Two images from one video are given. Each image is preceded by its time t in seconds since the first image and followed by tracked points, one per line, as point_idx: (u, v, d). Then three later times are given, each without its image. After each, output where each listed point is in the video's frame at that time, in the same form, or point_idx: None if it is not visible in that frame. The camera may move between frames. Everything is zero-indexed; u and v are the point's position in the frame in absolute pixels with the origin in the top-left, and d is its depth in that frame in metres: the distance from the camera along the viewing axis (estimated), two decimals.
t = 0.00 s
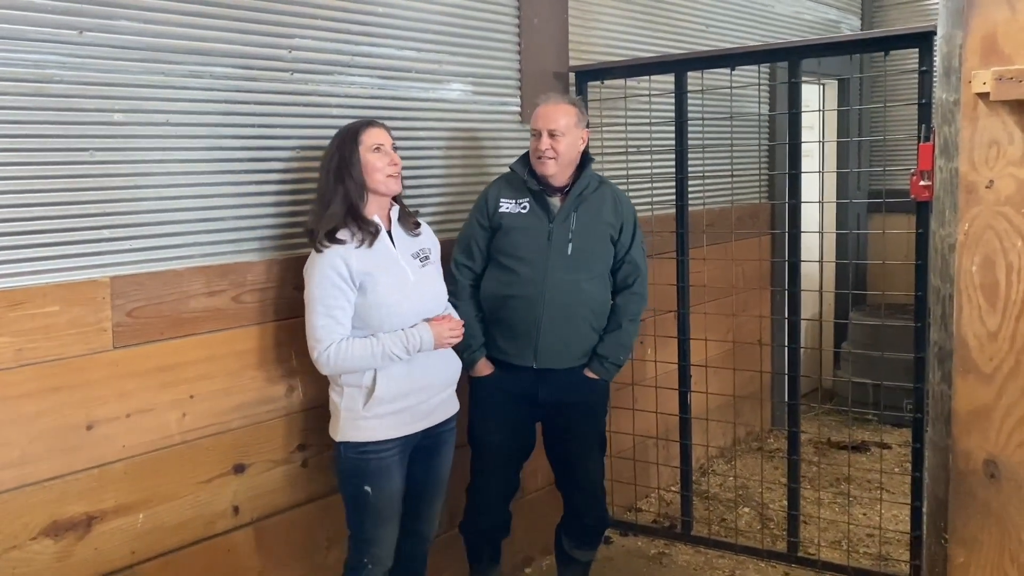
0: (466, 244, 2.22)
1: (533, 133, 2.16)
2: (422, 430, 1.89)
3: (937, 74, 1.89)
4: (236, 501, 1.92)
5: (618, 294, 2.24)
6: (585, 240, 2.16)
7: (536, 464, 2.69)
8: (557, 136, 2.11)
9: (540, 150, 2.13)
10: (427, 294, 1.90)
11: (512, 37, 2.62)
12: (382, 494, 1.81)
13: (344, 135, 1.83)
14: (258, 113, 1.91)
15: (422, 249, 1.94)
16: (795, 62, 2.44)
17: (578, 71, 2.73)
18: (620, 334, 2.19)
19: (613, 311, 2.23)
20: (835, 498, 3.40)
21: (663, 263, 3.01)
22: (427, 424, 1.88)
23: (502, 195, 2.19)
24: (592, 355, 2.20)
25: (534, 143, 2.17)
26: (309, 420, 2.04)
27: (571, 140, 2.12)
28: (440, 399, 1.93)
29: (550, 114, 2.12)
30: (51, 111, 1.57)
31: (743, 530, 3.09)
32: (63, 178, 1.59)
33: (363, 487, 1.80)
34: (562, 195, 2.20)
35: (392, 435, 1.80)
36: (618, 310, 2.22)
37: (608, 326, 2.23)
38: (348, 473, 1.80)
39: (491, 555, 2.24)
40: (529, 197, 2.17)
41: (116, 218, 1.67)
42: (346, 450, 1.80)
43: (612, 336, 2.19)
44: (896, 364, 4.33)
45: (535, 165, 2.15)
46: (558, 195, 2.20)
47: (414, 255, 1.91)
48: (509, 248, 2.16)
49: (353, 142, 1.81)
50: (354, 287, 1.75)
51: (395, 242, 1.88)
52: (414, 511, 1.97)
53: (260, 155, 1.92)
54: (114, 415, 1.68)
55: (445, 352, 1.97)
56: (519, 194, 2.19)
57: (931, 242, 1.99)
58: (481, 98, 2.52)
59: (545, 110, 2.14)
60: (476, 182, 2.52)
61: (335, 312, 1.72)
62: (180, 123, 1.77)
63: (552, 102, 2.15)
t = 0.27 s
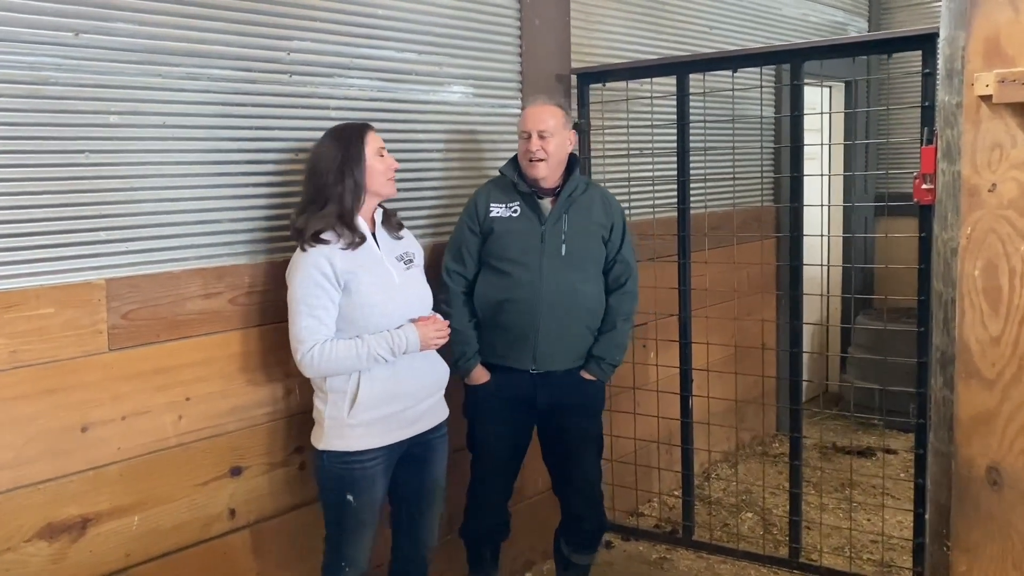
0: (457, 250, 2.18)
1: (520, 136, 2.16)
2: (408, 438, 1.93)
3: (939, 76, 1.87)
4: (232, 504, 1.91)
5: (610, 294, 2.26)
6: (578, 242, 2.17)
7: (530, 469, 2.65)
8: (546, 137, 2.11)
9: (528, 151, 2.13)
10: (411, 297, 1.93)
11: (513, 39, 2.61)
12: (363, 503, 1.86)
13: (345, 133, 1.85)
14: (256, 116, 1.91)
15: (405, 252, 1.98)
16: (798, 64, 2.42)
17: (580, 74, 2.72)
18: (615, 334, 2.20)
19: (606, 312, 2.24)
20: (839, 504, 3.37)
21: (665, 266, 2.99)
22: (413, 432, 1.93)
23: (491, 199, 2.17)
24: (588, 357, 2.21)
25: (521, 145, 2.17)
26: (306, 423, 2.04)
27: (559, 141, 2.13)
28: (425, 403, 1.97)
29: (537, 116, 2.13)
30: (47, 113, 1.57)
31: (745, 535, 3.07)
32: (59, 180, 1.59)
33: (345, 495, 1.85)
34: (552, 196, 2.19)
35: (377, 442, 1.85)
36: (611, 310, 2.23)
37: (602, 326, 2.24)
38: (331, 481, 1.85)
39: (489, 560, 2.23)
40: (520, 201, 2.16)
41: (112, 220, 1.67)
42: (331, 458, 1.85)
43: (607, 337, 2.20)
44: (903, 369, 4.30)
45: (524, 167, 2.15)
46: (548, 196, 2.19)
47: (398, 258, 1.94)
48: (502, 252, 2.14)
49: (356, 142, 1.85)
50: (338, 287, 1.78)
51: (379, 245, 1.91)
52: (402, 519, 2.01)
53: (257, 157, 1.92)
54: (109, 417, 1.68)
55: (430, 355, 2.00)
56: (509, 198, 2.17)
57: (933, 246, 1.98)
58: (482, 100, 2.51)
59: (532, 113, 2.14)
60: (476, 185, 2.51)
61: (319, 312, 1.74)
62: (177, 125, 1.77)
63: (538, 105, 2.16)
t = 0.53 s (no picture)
0: (447, 257, 2.16)
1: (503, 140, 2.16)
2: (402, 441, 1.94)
3: (943, 81, 1.84)
4: (229, 508, 1.91)
5: (601, 295, 2.26)
6: (568, 244, 2.17)
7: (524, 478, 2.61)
8: (529, 140, 2.11)
9: (512, 155, 2.13)
10: (405, 302, 1.93)
11: (515, 42, 2.61)
12: (361, 508, 1.86)
13: (347, 137, 1.83)
14: (255, 119, 1.91)
15: (395, 256, 1.98)
16: (801, 66, 2.40)
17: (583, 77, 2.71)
18: (608, 335, 2.21)
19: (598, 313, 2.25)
20: (845, 510, 3.35)
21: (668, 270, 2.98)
22: (407, 435, 1.94)
23: (479, 206, 2.16)
24: (583, 357, 2.22)
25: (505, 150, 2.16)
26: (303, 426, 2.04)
27: (542, 142, 2.12)
28: (418, 406, 1.98)
29: (518, 119, 2.12)
30: (44, 117, 1.57)
31: (749, 541, 3.05)
32: (56, 183, 1.59)
33: (344, 501, 1.84)
34: (540, 199, 2.19)
35: (373, 447, 1.85)
36: (603, 311, 2.24)
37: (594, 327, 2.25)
38: (327, 486, 1.84)
39: (487, 564, 2.22)
40: (509, 205, 2.16)
41: (109, 223, 1.67)
42: (327, 463, 1.83)
43: (601, 337, 2.21)
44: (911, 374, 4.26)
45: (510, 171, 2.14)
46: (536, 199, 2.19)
47: (390, 262, 1.94)
48: (494, 257, 2.14)
49: (359, 147, 1.83)
50: (336, 294, 1.77)
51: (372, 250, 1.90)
52: (396, 521, 2.02)
53: (255, 161, 1.92)
54: (105, 420, 1.69)
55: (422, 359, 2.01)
56: (498, 202, 2.16)
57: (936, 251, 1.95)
58: (484, 104, 2.51)
59: (513, 117, 2.14)
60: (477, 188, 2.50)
61: (317, 321, 1.73)
62: (174, 129, 1.77)
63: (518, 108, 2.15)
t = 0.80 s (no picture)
0: (436, 259, 2.16)
1: (495, 141, 2.15)
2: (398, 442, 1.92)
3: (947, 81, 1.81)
4: (226, 510, 1.90)
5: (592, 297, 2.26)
6: (559, 247, 2.17)
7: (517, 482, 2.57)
8: (523, 142, 2.11)
9: (506, 157, 2.12)
10: (400, 303, 1.92)
11: (517, 43, 2.60)
12: (358, 509, 1.83)
13: (340, 139, 1.82)
14: (252, 120, 1.91)
15: (391, 257, 1.97)
16: (805, 67, 2.38)
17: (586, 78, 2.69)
18: (598, 338, 2.21)
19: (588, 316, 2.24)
20: (852, 515, 3.31)
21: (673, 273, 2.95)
22: (403, 435, 1.92)
23: (470, 207, 2.15)
24: (572, 361, 2.21)
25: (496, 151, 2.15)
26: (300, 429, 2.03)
27: (535, 144, 2.12)
28: (414, 406, 1.96)
29: (510, 121, 2.11)
30: (38, 118, 1.57)
31: (755, 547, 3.01)
32: (50, 185, 1.59)
33: (341, 502, 1.81)
34: (532, 202, 2.19)
35: (371, 448, 1.83)
36: (594, 314, 2.23)
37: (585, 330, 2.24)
38: (324, 488, 1.81)
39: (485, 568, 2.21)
40: (499, 207, 2.15)
41: (103, 225, 1.67)
42: (323, 466, 1.80)
43: (591, 340, 2.21)
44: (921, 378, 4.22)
45: (502, 173, 2.14)
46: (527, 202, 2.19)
47: (385, 263, 1.93)
48: (484, 259, 2.13)
49: (352, 149, 1.82)
50: (332, 296, 1.76)
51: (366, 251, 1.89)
52: (392, 524, 2.01)
53: (252, 162, 1.91)
54: (99, 422, 1.68)
55: (417, 360, 2.00)
56: (488, 204, 2.16)
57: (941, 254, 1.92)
58: (485, 105, 2.50)
59: (505, 118, 2.13)
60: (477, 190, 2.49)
61: (313, 322, 1.72)
62: (170, 131, 1.77)
63: (508, 108, 2.14)
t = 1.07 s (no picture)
0: (430, 263, 2.15)
1: (490, 143, 2.13)
2: (397, 443, 1.91)
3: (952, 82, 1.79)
4: (225, 511, 1.91)
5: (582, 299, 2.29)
6: (554, 251, 2.17)
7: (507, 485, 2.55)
8: (522, 141, 2.10)
9: (505, 156, 2.11)
10: (399, 305, 1.92)
11: (520, 44, 2.59)
12: (357, 511, 1.83)
13: (321, 144, 1.83)
14: (252, 121, 1.91)
15: (392, 259, 1.98)
16: (810, 68, 2.36)
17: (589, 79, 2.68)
18: (588, 340, 2.24)
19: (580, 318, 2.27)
20: (861, 521, 3.27)
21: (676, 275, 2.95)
22: (402, 437, 1.91)
23: (464, 210, 2.13)
24: (562, 361, 2.23)
25: (492, 152, 2.14)
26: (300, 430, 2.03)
27: (534, 144, 2.13)
28: (414, 408, 1.96)
29: (508, 121, 2.11)
30: (37, 120, 1.58)
31: (761, 552, 2.99)
32: (49, 186, 1.60)
33: (339, 503, 1.81)
34: (526, 206, 2.19)
35: (368, 450, 1.82)
36: (585, 317, 2.26)
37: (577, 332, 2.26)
38: (323, 489, 1.81)
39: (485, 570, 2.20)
40: (493, 211, 2.14)
41: (102, 226, 1.68)
42: (320, 467, 1.80)
43: (583, 343, 2.23)
44: (932, 381, 4.17)
45: (502, 173, 2.12)
46: (523, 206, 2.19)
47: (386, 264, 1.94)
48: (479, 264, 2.12)
49: (332, 155, 1.81)
50: (329, 296, 1.76)
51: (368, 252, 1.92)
52: (391, 526, 2.00)
53: (252, 164, 1.92)
54: (98, 423, 1.69)
55: (417, 361, 1.99)
56: (482, 208, 2.14)
57: (947, 257, 1.89)
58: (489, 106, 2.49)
59: (501, 119, 2.12)
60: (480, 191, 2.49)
61: (310, 323, 1.72)
62: (170, 132, 1.77)
63: (502, 111, 2.14)
